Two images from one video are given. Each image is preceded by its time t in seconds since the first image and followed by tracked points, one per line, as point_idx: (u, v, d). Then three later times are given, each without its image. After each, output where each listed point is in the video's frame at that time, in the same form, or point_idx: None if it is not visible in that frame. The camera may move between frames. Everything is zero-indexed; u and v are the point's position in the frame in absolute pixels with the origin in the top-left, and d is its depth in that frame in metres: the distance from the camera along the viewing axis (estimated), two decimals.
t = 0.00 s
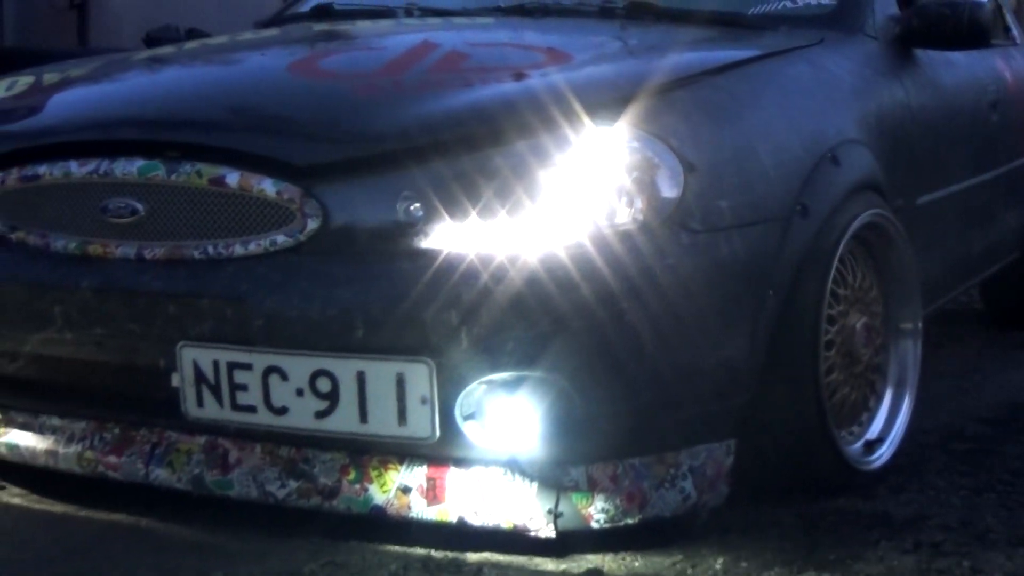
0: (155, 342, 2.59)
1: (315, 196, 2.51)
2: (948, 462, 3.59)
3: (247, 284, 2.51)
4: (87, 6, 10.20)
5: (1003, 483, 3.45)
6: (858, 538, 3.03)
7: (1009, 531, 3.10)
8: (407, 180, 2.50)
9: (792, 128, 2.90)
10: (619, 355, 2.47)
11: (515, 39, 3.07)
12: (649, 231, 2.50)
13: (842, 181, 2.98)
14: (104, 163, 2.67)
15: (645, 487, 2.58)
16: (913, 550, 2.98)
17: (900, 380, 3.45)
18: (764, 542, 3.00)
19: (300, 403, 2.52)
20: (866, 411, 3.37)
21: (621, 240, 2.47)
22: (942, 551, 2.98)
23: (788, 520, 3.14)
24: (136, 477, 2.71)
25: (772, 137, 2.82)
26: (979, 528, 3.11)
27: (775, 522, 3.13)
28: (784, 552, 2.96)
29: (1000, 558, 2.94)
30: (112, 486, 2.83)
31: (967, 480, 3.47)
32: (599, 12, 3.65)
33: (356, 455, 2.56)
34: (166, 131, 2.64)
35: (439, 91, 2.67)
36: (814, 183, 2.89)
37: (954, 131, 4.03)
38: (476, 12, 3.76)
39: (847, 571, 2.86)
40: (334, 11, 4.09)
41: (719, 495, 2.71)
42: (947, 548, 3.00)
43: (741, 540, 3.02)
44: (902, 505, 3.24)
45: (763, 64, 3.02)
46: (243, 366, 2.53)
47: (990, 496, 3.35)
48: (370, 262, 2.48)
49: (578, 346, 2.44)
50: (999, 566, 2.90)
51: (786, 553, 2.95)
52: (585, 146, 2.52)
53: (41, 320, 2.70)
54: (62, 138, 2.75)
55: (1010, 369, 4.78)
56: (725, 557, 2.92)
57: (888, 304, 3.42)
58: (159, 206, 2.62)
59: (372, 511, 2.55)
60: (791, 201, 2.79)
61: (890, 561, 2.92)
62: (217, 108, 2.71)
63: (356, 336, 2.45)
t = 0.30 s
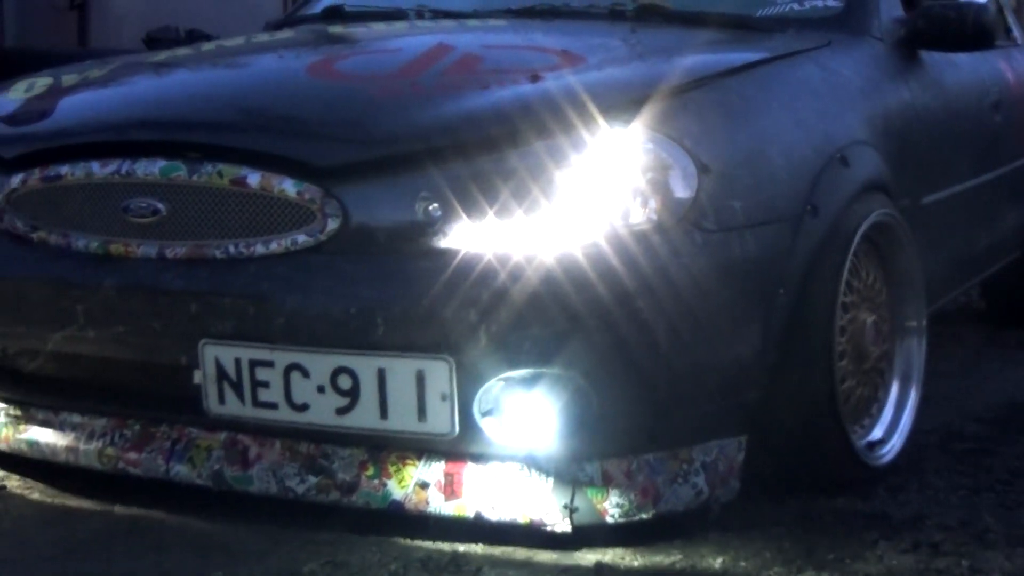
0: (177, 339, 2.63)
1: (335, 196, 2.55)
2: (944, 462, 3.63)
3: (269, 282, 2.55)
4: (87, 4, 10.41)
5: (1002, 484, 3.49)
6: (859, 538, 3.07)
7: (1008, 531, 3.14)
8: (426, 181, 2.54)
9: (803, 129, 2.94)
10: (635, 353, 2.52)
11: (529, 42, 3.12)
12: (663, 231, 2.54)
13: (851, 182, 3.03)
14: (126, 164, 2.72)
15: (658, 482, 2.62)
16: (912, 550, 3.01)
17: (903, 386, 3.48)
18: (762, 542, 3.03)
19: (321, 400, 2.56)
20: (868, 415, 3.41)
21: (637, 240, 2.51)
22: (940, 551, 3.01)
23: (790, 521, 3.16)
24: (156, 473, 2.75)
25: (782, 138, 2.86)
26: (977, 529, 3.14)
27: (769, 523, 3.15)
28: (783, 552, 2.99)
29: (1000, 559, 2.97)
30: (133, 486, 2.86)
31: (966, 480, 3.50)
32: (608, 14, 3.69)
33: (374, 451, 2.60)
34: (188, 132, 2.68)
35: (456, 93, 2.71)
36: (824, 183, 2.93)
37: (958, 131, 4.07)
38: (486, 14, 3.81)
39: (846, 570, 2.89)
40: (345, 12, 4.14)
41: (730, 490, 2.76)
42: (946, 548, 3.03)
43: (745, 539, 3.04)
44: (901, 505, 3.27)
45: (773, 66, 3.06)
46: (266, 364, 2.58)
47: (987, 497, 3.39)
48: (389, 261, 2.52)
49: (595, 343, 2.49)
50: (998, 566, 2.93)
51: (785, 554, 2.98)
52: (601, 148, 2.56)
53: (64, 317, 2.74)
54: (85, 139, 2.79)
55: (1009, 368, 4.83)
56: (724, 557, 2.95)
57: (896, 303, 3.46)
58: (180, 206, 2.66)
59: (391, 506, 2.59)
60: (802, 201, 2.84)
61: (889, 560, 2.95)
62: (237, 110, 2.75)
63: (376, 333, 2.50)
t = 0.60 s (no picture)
0: (190, 338, 2.66)
1: (345, 197, 2.58)
2: (940, 464, 3.61)
3: (281, 282, 2.58)
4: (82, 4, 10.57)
5: (998, 484, 3.47)
6: (853, 538, 3.05)
7: (1004, 532, 3.11)
8: (436, 182, 2.57)
9: (806, 131, 2.98)
10: (642, 352, 2.55)
11: (535, 44, 3.15)
12: (670, 232, 2.58)
13: (854, 183, 3.07)
14: (138, 165, 2.75)
15: (664, 480, 2.65)
16: (907, 551, 2.99)
17: (902, 381, 3.52)
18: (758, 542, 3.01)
19: (332, 399, 2.60)
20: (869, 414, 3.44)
21: (644, 241, 2.54)
22: (936, 552, 2.99)
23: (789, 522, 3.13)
24: (167, 472, 2.78)
25: (786, 140, 2.90)
26: (972, 529, 3.12)
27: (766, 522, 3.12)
28: (779, 550, 2.96)
29: (996, 559, 2.95)
30: (144, 482, 2.90)
31: (963, 480, 3.49)
32: (611, 17, 3.72)
33: (384, 449, 2.63)
34: (200, 135, 2.71)
35: (464, 95, 2.74)
36: (827, 184, 2.97)
37: (958, 132, 4.11)
38: (490, 16, 3.84)
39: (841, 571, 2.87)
40: (349, 14, 4.17)
41: (735, 488, 2.79)
42: (942, 549, 3.01)
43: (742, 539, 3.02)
44: (896, 507, 3.24)
45: (777, 69, 3.09)
46: (278, 363, 2.62)
47: (983, 497, 3.36)
48: (400, 261, 2.56)
49: (602, 342, 2.52)
50: (995, 567, 2.91)
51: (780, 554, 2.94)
52: (608, 149, 2.59)
53: (77, 317, 2.77)
54: (97, 140, 2.82)
55: (1005, 369, 4.86)
56: (720, 557, 2.92)
57: (897, 303, 3.50)
58: (192, 207, 2.69)
59: (400, 504, 2.63)
60: (805, 202, 2.87)
61: (885, 561, 2.93)
62: (247, 112, 2.78)
63: (388, 332, 2.53)
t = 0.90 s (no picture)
0: (198, 338, 2.69)
1: (353, 198, 2.61)
2: (934, 466, 3.58)
3: (290, 282, 2.61)
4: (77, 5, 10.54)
5: (993, 485, 3.45)
6: (848, 539, 3.03)
7: (1000, 534, 3.09)
8: (442, 183, 2.60)
9: (807, 133, 3.01)
10: (646, 352, 2.58)
11: (540, 47, 3.18)
12: (673, 232, 2.61)
13: (855, 184, 3.10)
14: (146, 167, 2.77)
15: (668, 478, 2.68)
16: (902, 552, 2.97)
17: (901, 375, 3.56)
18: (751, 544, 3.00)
19: (340, 398, 2.63)
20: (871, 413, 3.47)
21: (647, 241, 2.57)
22: (931, 553, 2.96)
23: (786, 522, 3.13)
24: (176, 470, 2.81)
25: (788, 142, 2.93)
26: (968, 531, 3.09)
27: (756, 526, 3.10)
28: (773, 553, 2.94)
29: (991, 561, 2.92)
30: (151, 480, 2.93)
31: (959, 482, 3.46)
32: (612, 19, 3.75)
33: (390, 448, 2.66)
34: (208, 137, 2.74)
35: (470, 97, 2.76)
36: (828, 186, 3.00)
37: (955, 134, 4.14)
38: (492, 18, 3.87)
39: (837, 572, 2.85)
40: (351, 17, 4.19)
41: (737, 486, 2.83)
42: (937, 551, 2.98)
43: (739, 542, 3.01)
44: (892, 509, 3.21)
45: (779, 71, 3.12)
46: (285, 362, 2.64)
47: (978, 500, 3.33)
48: (406, 262, 2.59)
49: (607, 341, 2.55)
50: (990, 569, 2.89)
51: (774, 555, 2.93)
52: (612, 150, 2.62)
53: (86, 317, 2.80)
54: (106, 142, 2.85)
55: (1001, 371, 4.88)
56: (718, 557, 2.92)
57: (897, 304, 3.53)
58: (200, 208, 2.72)
59: (406, 502, 2.65)
60: (807, 203, 2.90)
61: (880, 563, 2.90)
62: (254, 113, 2.81)
63: (395, 332, 2.55)
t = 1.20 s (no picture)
0: (211, 338, 2.73)
1: (363, 199, 2.65)
2: (929, 468, 3.60)
3: (302, 282, 2.65)
4: (73, 7, 10.19)
5: (989, 487, 3.48)
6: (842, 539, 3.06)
7: (994, 536, 3.11)
8: (451, 184, 2.64)
9: (810, 134, 3.05)
10: (652, 350, 2.62)
11: (545, 50, 3.22)
12: (679, 232, 2.65)
13: (856, 185, 3.14)
14: (158, 167, 2.81)
15: (673, 474, 2.72)
16: (897, 554, 2.99)
17: (900, 372, 3.61)
18: (748, 546, 3.01)
19: (351, 395, 2.66)
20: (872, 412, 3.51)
21: (654, 241, 2.61)
22: (926, 554, 2.99)
23: (784, 523, 3.14)
24: (187, 467, 2.86)
25: (791, 143, 2.97)
26: (962, 533, 3.12)
27: (753, 528, 3.11)
28: (769, 555, 2.96)
29: (985, 563, 2.95)
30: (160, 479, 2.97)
31: (954, 484, 3.48)
32: (615, 22, 3.79)
33: (400, 445, 2.70)
34: (221, 139, 2.78)
35: (478, 99, 2.80)
36: (830, 187, 3.04)
37: (953, 135, 4.18)
38: (496, 21, 3.91)
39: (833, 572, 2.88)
40: (356, 20, 4.22)
41: (741, 483, 2.87)
42: (931, 553, 3.00)
43: (737, 542, 3.03)
44: (886, 510, 3.23)
45: (781, 73, 3.16)
46: (297, 361, 2.68)
47: (973, 501, 3.35)
48: (417, 262, 2.62)
49: (614, 340, 2.59)
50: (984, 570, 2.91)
51: (769, 556, 2.95)
52: (619, 151, 2.66)
53: (98, 317, 2.83)
54: (118, 144, 2.89)
55: (997, 373, 4.91)
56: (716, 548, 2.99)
57: (897, 304, 3.57)
58: (212, 208, 2.76)
59: (415, 498, 2.69)
60: (809, 204, 2.94)
61: (875, 564, 2.93)
62: (265, 115, 2.85)
63: (406, 331, 2.59)
